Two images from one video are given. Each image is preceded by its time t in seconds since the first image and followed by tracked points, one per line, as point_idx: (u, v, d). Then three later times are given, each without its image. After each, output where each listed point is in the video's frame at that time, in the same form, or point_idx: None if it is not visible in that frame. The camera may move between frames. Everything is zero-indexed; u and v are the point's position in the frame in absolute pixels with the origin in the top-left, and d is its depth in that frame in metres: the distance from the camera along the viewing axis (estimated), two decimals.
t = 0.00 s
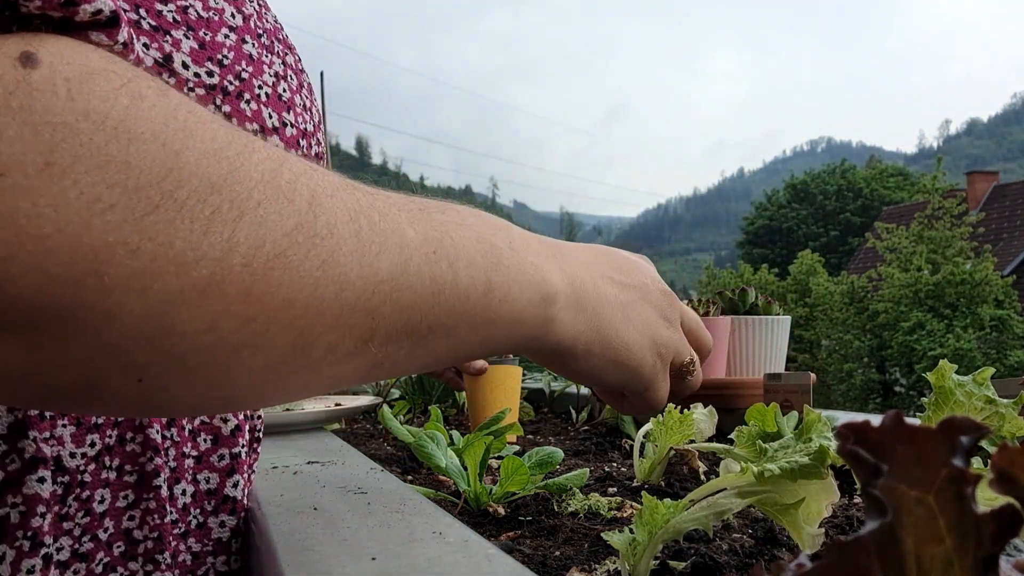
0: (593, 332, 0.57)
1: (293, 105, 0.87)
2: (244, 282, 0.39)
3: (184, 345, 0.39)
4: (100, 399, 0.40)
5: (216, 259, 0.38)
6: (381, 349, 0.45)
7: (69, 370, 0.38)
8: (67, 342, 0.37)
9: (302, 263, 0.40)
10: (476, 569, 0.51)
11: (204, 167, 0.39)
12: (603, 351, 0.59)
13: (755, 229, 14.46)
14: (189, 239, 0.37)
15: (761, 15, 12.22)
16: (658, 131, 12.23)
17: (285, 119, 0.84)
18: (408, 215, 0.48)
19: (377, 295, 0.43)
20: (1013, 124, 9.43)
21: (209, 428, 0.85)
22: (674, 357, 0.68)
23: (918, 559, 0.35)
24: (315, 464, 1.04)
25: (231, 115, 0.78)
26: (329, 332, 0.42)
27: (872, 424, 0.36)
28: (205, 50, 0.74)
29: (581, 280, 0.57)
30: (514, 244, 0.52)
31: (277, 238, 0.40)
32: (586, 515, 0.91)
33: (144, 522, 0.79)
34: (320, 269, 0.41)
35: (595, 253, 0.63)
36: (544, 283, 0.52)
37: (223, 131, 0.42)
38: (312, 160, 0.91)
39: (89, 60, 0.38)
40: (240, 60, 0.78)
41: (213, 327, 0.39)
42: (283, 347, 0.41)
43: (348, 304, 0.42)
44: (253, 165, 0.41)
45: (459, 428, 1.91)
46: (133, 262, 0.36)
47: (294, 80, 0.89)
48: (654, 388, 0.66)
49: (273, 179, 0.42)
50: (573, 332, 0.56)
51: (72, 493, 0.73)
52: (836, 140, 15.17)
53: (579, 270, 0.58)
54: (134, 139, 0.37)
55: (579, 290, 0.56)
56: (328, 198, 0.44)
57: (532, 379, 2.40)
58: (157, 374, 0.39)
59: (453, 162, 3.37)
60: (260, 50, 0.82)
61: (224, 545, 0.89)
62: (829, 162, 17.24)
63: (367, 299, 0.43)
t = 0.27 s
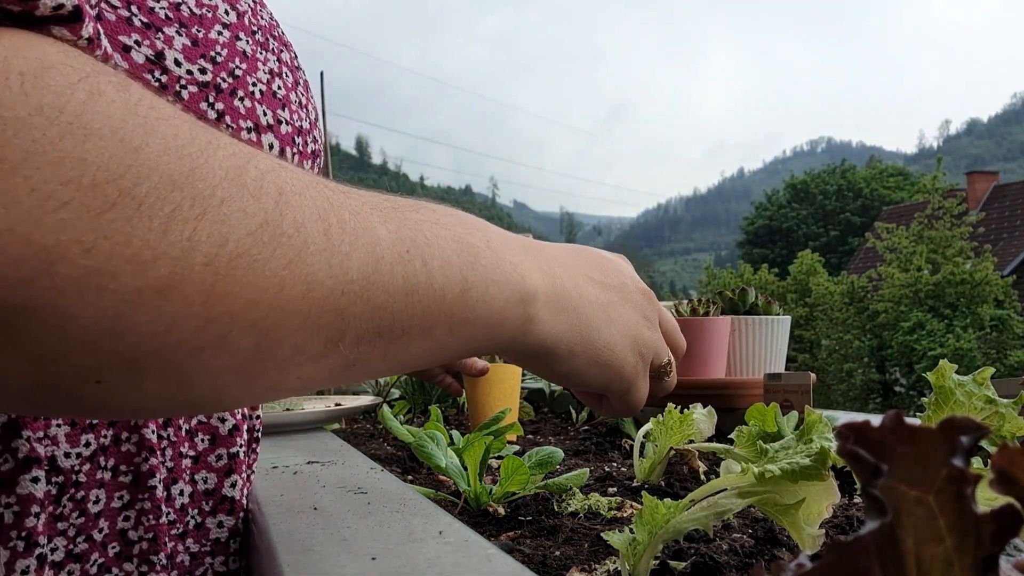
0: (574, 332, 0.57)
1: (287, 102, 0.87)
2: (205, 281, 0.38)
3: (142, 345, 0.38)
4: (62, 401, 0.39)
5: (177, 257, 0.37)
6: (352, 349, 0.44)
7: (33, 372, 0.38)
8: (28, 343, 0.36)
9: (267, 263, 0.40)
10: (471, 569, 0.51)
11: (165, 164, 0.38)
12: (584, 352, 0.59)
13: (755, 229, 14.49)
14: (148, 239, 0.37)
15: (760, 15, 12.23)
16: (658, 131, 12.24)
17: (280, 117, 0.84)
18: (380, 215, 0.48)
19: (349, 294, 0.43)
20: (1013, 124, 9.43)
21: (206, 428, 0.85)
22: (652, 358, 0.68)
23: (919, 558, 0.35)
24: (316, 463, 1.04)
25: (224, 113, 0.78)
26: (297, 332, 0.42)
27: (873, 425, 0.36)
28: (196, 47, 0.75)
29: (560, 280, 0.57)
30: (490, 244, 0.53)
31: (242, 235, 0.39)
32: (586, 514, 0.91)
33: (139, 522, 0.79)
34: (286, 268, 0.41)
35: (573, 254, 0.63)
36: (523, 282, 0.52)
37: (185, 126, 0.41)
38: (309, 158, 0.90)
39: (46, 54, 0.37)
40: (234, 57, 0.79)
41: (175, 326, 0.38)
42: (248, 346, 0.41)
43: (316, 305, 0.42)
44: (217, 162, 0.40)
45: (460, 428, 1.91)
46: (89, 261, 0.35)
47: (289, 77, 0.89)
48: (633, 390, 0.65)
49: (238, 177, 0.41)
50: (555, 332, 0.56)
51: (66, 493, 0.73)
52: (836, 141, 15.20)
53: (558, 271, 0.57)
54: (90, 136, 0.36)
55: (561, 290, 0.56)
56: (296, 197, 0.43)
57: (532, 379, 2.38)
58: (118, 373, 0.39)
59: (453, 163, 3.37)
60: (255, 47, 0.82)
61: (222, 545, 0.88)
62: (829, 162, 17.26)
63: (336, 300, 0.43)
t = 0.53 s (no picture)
0: (564, 324, 0.57)
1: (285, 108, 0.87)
2: (191, 280, 0.38)
3: (131, 345, 0.38)
4: (54, 401, 0.39)
5: (163, 258, 0.37)
6: (338, 346, 0.45)
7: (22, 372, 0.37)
8: (18, 344, 0.36)
9: (253, 262, 0.40)
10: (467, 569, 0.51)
11: (150, 166, 0.38)
12: (573, 343, 0.59)
13: (755, 229, 14.51)
14: (134, 240, 0.37)
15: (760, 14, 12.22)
16: (658, 131, 12.26)
17: (277, 122, 0.84)
18: (367, 210, 0.48)
19: (336, 290, 0.43)
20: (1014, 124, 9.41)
21: (204, 430, 0.85)
22: (641, 346, 0.68)
23: (918, 559, 0.35)
24: (316, 463, 1.04)
25: (220, 118, 0.78)
26: (285, 328, 0.42)
27: (871, 425, 0.36)
28: (193, 52, 0.75)
29: (550, 272, 0.57)
30: (477, 236, 0.53)
31: (228, 234, 0.39)
32: (586, 514, 0.91)
33: (136, 525, 0.79)
34: (273, 266, 0.41)
35: (563, 244, 0.63)
36: (512, 274, 0.52)
37: (172, 126, 0.41)
38: (305, 163, 0.91)
39: (32, 57, 0.37)
40: (230, 63, 0.79)
41: (161, 327, 0.38)
42: (236, 344, 0.41)
43: (302, 301, 0.42)
44: (203, 162, 0.40)
45: (460, 427, 1.91)
46: (73, 264, 0.35)
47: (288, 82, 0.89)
48: (623, 378, 0.65)
49: (224, 176, 0.41)
50: (544, 324, 0.56)
51: (64, 495, 0.73)
52: (836, 141, 15.20)
53: (546, 262, 0.57)
54: (75, 139, 0.36)
55: (550, 282, 0.56)
56: (283, 195, 0.43)
57: (532, 378, 2.36)
58: (108, 373, 0.39)
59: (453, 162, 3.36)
60: (252, 52, 0.82)
61: (221, 547, 0.89)
62: (829, 162, 17.26)
63: (322, 296, 0.43)
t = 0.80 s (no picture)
0: (554, 308, 0.55)
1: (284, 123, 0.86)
2: (188, 272, 0.37)
3: (130, 336, 0.37)
4: (57, 396, 0.39)
5: (160, 252, 0.36)
6: (332, 337, 0.43)
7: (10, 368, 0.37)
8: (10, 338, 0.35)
9: (248, 254, 0.39)
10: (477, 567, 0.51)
11: (146, 163, 0.37)
12: (565, 325, 0.57)
13: (755, 229, 14.53)
14: (131, 236, 0.36)
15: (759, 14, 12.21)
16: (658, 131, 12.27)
17: (276, 138, 0.84)
18: (359, 200, 0.46)
19: (329, 283, 0.41)
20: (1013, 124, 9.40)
21: (203, 436, 0.84)
22: (632, 329, 0.67)
23: (917, 558, 0.35)
24: (315, 463, 1.04)
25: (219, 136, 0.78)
26: (278, 321, 0.41)
27: (873, 423, 0.36)
28: (194, 70, 0.76)
29: (541, 259, 0.55)
30: (471, 225, 0.51)
31: (223, 227, 0.38)
32: (586, 514, 0.91)
33: (131, 528, 0.78)
34: (267, 259, 0.39)
35: (556, 230, 0.61)
36: (504, 263, 0.51)
37: (168, 125, 0.40)
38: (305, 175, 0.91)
39: (32, 62, 0.37)
40: (230, 80, 0.79)
41: (159, 320, 0.37)
42: (232, 336, 0.40)
43: (293, 294, 0.40)
44: (198, 158, 0.39)
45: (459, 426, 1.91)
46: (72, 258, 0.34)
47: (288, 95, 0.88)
48: (615, 360, 0.64)
49: (219, 171, 0.40)
50: (535, 310, 0.54)
51: (58, 498, 0.73)
52: (835, 141, 15.22)
53: (537, 248, 0.56)
54: (73, 140, 0.35)
55: (541, 267, 0.54)
56: (276, 188, 0.42)
57: (531, 378, 2.35)
58: (106, 366, 0.37)
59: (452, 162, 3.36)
60: (253, 69, 0.82)
61: (220, 552, 0.88)
62: (828, 162, 17.29)
63: (316, 287, 0.41)
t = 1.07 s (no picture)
0: (516, 287, 0.60)
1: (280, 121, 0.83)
2: (148, 234, 0.41)
3: (99, 292, 0.41)
4: (27, 342, 0.42)
5: (123, 214, 0.40)
6: (290, 303, 0.48)
7: None
8: None
9: (206, 220, 0.42)
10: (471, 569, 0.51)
11: (113, 134, 0.40)
12: (524, 303, 0.62)
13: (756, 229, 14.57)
14: (94, 197, 0.39)
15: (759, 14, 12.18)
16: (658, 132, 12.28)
17: (267, 138, 0.80)
18: (318, 177, 0.50)
19: (285, 252, 0.46)
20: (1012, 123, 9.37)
21: (198, 433, 0.81)
22: (593, 307, 0.71)
23: (919, 558, 0.34)
24: (316, 463, 1.04)
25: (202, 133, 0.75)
26: (236, 283, 0.45)
27: (872, 424, 0.36)
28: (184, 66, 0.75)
29: (502, 240, 0.60)
30: (429, 206, 0.55)
31: (183, 195, 0.42)
32: (586, 514, 0.91)
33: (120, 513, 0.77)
34: (224, 226, 0.43)
35: (515, 213, 0.65)
36: (462, 242, 0.55)
37: (136, 100, 0.44)
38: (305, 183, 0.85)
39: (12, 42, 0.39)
40: (220, 77, 0.77)
41: (120, 277, 0.41)
42: (188, 294, 0.43)
43: (250, 259, 0.44)
44: (163, 131, 0.43)
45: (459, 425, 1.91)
46: (38, 218, 0.37)
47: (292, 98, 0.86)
48: (575, 336, 0.68)
49: (183, 144, 0.43)
50: (494, 287, 0.59)
51: (53, 477, 0.72)
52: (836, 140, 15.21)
53: (494, 228, 0.60)
54: (44, 109, 0.38)
55: (499, 248, 0.59)
56: (236, 162, 0.46)
57: (531, 378, 2.33)
58: (74, 316, 0.41)
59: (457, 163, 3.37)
60: (249, 70, 0.80)
61: (212, 549, 0.84)
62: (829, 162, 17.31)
63: (272, 254, 0.45)
